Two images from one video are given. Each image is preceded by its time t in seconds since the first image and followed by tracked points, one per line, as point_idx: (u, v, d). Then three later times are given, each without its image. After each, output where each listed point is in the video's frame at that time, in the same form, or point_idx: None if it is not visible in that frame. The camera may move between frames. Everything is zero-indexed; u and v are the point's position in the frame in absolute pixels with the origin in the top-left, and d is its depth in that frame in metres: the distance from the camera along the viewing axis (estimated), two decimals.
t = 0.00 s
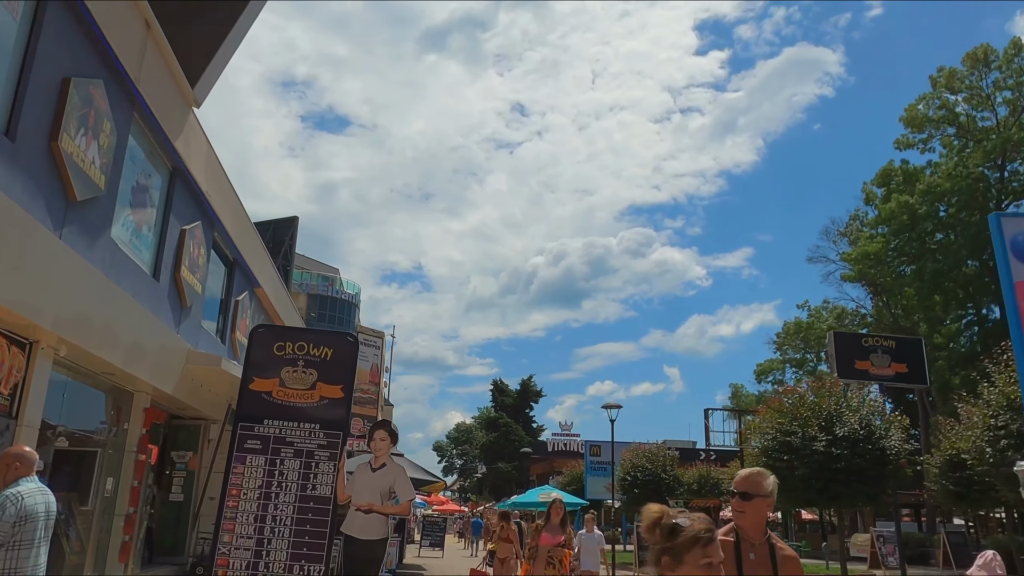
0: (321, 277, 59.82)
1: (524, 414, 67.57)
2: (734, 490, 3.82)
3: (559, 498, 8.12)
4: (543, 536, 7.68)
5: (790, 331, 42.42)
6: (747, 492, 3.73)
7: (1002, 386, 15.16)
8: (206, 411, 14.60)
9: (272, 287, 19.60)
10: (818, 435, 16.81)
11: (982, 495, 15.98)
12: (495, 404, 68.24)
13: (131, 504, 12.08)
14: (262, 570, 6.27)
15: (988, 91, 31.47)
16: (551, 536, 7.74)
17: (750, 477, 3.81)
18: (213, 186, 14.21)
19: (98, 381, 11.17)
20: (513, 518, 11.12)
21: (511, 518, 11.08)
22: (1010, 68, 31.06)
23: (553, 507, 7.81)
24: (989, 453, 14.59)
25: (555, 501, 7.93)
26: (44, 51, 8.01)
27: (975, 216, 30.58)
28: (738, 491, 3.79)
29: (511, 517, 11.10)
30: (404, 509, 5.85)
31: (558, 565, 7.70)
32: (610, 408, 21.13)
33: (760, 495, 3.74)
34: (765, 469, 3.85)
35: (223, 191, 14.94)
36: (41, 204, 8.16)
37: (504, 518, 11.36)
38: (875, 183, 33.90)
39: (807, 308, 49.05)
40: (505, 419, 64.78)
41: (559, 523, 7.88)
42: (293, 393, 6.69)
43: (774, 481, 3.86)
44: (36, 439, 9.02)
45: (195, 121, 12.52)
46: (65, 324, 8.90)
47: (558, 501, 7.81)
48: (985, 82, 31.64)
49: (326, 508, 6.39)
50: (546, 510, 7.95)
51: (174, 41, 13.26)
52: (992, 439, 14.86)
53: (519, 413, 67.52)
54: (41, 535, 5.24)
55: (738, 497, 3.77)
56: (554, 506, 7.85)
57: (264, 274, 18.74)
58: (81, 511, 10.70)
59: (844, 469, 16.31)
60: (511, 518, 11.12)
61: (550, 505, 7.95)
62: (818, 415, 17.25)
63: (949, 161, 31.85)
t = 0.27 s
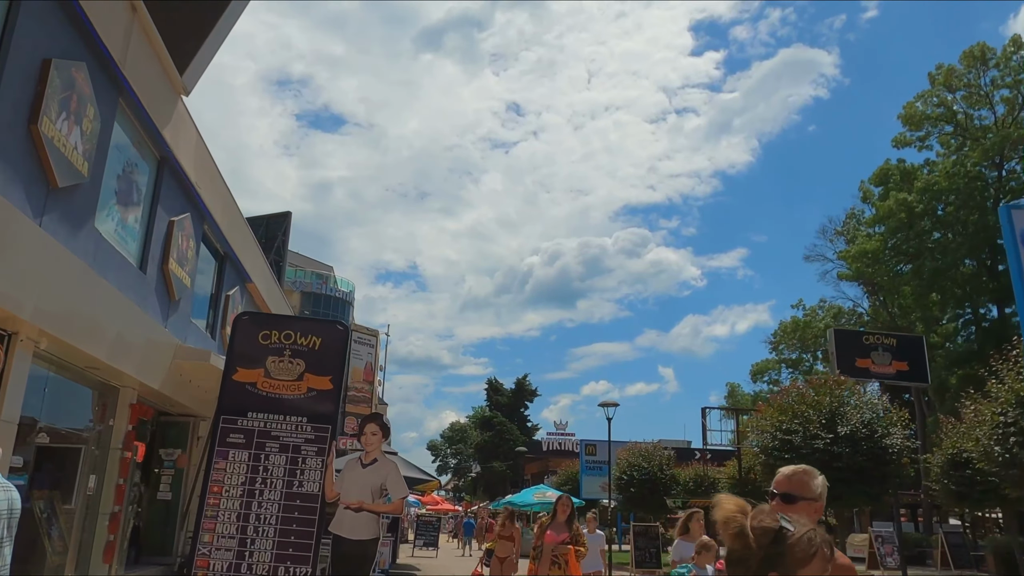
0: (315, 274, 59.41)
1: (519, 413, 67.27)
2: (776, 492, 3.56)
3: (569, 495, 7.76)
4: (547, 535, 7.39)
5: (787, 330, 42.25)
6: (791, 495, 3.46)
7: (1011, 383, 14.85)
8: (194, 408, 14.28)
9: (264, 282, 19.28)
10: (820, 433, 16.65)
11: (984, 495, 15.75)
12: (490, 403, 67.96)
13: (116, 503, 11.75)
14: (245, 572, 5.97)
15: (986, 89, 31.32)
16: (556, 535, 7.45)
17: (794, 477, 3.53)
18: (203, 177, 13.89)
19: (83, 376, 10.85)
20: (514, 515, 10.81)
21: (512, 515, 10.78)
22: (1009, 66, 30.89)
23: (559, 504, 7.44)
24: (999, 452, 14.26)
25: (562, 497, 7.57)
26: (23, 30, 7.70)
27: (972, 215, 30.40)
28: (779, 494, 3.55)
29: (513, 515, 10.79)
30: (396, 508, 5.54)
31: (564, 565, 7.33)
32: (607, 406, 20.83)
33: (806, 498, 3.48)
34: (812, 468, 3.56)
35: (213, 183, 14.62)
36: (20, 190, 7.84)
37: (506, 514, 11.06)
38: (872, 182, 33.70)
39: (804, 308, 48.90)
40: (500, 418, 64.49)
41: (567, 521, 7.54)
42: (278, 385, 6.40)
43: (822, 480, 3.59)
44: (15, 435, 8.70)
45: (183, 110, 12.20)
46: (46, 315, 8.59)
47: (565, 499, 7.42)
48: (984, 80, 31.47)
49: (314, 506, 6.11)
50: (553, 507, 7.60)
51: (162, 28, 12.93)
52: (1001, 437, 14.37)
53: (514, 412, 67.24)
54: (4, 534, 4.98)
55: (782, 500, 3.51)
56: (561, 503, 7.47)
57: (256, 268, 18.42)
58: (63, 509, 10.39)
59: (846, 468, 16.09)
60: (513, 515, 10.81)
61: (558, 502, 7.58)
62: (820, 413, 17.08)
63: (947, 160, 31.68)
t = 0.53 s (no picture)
0: (308, 274, 58.98)
1: (513, 414, 66.96)
2: (813, 472, 2.94)
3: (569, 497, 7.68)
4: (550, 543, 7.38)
5: (782, 331, 42.02)
6: (833, 473, 2.88)
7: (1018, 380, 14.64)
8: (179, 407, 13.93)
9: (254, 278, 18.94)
10: (820, 432, 16.43)
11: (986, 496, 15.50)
12: (484, 404, 67.62)
13: (97, 503, 11.38)
14: None
15: (983, 88, 31.20)
16: (560, 542, 7.42)
17: (835, 451, 2.94)
18: (191, 169, 13.56)
19: (63, 372, 10.51)
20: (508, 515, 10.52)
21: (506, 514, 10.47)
22: (1006, 65, 30.74)
23: (558, 508, 7.47)
24: (1006, 450, 13.99)
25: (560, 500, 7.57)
26: None
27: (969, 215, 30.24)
28: (818, 472, 2.93)
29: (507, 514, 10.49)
30: (381, 508, 5.21)
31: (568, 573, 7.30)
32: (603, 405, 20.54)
33: (851, 476, 2.90)
34: (853, 440, 3.00)
35: (201, 175, 14.29)
36: None
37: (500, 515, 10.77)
38: (869, 181, 33.51)
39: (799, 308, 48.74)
40: (494, 419, 64.16)
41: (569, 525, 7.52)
42: (255, 376, 6.13)
43: (870, 455, 2.98)
44: None
45: (169, 99, 11.88)
46: (22, 307, 8.24)
47: (563, 502, 7.48)
48: (981, 79, 31.35)
49: (292, 505, 5.80)
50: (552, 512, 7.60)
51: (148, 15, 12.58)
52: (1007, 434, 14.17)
53: (508, 413, 66.89)
54: None
55: (823, 481, 2.91)
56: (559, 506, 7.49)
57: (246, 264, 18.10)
58: (41, 510, 10.05)
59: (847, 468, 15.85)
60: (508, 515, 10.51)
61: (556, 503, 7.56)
62: (820, 412, 16.85)
63: (943, 159, 31.52)
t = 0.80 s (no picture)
0: (303, 274, 58.60)
1: (509, 415, 66.64)
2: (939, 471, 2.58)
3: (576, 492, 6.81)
4: (561, 544, 6.42)
5: (780, 333, 41.77)
6: (966, 471, 2.52)
7: None
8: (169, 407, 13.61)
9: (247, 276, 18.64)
10: (823, 434, 16.14)
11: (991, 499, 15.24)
12: (480, 405, 67.30)
13: (82, 505, 11.05)
14: None
15: (984, 88, 31.04)
16: (571, 543, 6.46)
17: (966, 445, 2.58)
18: (181, 162, 13.25)
19: (48, 370, 10.20)
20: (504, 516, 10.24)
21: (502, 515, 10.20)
22: (1007, 65, 30.56)
23: (567, 505, 6.55)
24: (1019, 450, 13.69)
25: (568, 497, 6.66)
26: None
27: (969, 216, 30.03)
28: (945, 471, 2.58)
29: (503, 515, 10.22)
30: (372, 511, 4.95)
31: None
32: (601, 406, 20.22)
33: (986, 477, 2.53)
34: (989, 432, 2.63)
35: (192, 169, 13.99)
36: None
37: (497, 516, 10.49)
38: (869, 182, 33.30)
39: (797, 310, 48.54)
40: (490, 421, 63.82)
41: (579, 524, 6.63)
42: (239, 371, 5.87)
43: (1007, 451, 2.61)
44: None
45: (159, 89, 11.58)
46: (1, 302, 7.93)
47: (572, 499, 6.58)
48: (981, 79, 31.19)
49: (279, 509, 5.53)
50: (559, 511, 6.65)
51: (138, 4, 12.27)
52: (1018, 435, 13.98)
53: (504, 414, 66.55)
54: None
55: (951, 481, 2.55)
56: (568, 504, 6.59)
57: (239, 261, 17.81)
58: (23, 512, 9.74)
59: (850, 470, 15.58)
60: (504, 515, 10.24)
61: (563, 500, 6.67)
62: (823, 414, 16.57)
63: (943, 160, 31.34)
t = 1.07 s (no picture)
0: (299, 272, 58.27)
1: (506, 415, 66.37)
2: None
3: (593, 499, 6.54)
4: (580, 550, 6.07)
5: (779, 331, 41.54)
6: None
7: None
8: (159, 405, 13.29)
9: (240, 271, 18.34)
10: (828, 432, 15.88)
11: (997, 498, 15.01)
12: (477, 405, 67.00)
13: (67, 507, 10.71)
14: None
15: (985, 84, 30.91)
16: (590, 549, 6.12)
17: None
18: (171, 154, 12.94)
19: (33, 368, 9.88)
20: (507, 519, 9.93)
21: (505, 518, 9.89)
22: (1009, 61, 30.38)
23: (588, 508, 6.26)
24: None
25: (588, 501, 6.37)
26: None
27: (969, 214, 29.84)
28: None
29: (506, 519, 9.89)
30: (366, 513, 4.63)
31: None
32: (601, 405, 19.93)
33: None
34: None
35: (184, 162, 13.67)
36: None
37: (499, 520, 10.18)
38: (869, 179, 33.07)
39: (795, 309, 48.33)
40: (488, 420, 63.52)
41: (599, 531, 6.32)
42: (224, 364, 5.62)
43: None
44: None
45: (147, 77, 11.26)
46: None
47: (593, 502, 6.29)
48: (983, 75, 31.04)
49: (265, 510, 5.23)
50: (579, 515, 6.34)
51: None
52: None
53: (501, 414, 66.25)
54: None
55: None
56: (589, 507, 6.31)
57: (232, 256, 17.53)
58: (5, 515, 9.43)
59: (855, 469, 15.35)
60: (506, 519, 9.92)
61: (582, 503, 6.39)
62: (827, 411, 16.32)
63: (944, 157, 31.17)
